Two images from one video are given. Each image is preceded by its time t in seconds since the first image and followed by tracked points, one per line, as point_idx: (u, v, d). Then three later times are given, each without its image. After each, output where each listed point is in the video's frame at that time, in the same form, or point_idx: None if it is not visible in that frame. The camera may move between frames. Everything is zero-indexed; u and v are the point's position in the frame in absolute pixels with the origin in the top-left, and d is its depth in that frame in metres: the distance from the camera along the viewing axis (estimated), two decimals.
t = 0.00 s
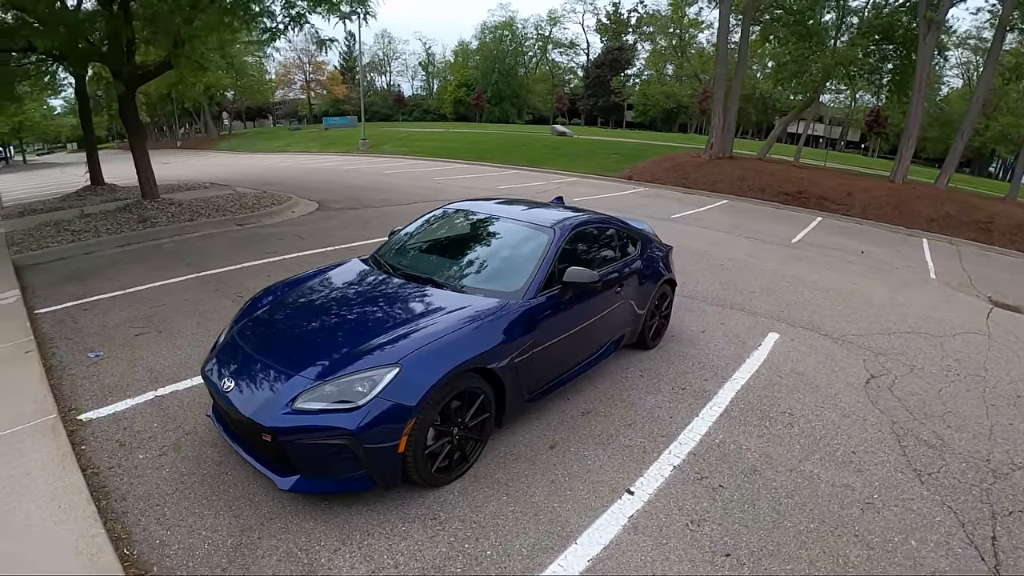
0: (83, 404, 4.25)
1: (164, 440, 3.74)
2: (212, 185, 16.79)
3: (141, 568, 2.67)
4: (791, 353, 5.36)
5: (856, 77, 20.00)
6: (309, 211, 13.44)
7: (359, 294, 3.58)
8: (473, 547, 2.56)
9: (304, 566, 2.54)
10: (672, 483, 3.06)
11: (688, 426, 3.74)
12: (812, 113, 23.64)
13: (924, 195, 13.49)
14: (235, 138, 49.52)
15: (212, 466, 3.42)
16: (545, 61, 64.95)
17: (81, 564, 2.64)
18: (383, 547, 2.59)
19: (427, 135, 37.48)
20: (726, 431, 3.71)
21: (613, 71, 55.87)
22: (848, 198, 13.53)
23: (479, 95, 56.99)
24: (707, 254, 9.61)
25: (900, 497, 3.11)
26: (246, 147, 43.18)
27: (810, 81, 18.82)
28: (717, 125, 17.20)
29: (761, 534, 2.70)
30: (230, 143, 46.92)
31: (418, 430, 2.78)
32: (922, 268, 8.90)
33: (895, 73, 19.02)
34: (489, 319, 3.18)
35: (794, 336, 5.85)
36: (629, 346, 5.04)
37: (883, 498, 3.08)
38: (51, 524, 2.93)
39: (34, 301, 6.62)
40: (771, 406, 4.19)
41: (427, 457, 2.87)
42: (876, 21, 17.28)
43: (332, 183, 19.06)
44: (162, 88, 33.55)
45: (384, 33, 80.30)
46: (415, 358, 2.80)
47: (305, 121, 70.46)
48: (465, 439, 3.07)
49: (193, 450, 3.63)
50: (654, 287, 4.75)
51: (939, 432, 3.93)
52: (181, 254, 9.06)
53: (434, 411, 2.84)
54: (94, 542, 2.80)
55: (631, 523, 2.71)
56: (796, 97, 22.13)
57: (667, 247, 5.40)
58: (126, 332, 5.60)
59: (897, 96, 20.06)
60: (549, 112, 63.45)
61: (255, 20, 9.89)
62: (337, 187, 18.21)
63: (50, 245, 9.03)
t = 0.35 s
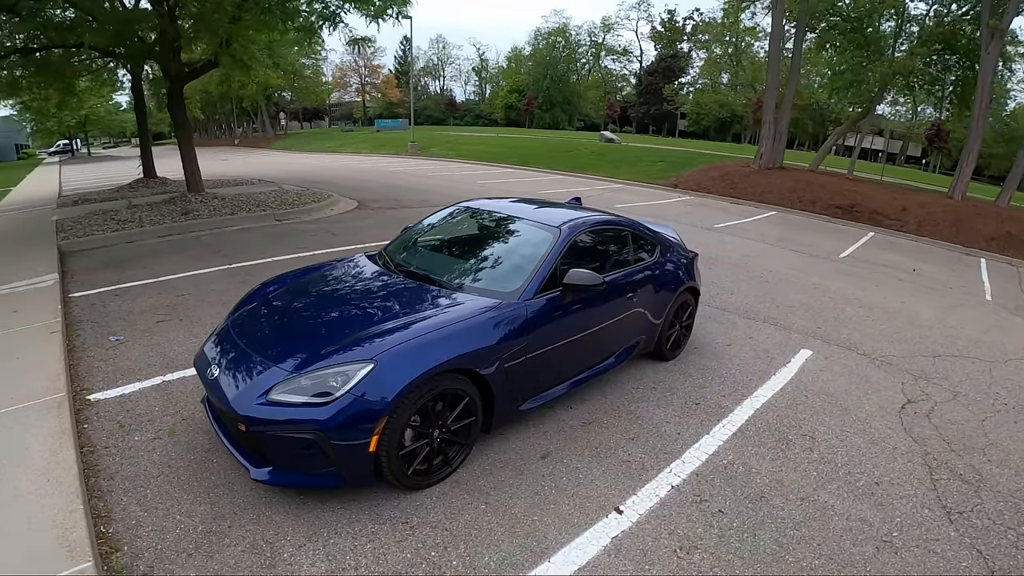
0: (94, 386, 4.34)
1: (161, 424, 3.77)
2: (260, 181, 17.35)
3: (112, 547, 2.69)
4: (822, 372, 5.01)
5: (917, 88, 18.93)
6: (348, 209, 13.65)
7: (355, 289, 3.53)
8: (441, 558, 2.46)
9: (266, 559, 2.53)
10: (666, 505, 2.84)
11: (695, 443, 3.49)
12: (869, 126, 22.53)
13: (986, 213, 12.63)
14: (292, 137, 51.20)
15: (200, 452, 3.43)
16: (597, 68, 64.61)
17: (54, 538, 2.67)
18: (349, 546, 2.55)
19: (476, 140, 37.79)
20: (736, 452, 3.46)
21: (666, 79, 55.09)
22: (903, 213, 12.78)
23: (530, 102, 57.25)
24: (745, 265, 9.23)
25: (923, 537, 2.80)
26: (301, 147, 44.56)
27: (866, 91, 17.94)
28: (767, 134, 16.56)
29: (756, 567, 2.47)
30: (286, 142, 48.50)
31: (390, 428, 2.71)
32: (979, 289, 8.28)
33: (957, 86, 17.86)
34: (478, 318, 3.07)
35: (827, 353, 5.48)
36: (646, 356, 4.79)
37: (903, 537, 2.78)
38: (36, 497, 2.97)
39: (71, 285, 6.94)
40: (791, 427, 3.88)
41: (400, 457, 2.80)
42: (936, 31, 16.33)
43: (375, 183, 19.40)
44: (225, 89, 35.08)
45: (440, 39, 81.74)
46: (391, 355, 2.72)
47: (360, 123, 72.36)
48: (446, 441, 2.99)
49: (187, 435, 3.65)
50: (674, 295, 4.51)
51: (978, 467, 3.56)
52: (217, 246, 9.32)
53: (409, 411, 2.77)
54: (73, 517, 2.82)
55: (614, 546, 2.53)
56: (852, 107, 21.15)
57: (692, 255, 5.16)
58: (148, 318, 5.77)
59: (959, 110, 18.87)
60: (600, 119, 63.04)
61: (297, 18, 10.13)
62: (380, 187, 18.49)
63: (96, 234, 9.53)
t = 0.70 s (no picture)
0: (106, 365, 4.74)
1: (158, 409, 4.08)
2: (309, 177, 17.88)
3: (86, 526, 2.92)
4: (859, 395, 4.63)
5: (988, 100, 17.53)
6: (388, 206, 13.82)
7: (351, 284, 3.48)
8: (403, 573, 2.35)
9: (227, 552, 2.64)
10: (659, 533, 2.60)
11: (703, 465, 3.21)
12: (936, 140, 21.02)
13: None
14: (348, 136, 52.47)
15: (188, 439, 3.69)
16: (654, 72, 63.30)
17: (33, 511, 2.91)
18: (309, 548, 2.58)
19: (527, 142, 37.71)
20: (749, 478, 3.15)
21: (725, 85, 53.55)
22: (966, 230, 11.90)
23: (584, 106, 56.77)
24: (787, 276, 8.77)
25: None
26: (356, 146, 45.61)
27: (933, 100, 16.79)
28: (824, 143, 15.72)
29: None
30: (344, 141, 49.82)
31: (360, 428, 2.66)
32: None
33: None
34: (464, 319, 2.95)
35: (866, 374, 5.10)
36: (665, 368, 4.52)
37: None
38: (29, 469, 3.27)
39: (111, 271, 7.37)
40: (816, 454, 3.55)
41: (372, 458, 2.75)
42: (1006, 38, 14.97)
43: (420, 182, 19.63)
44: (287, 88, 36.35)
45: (498, 43, 82.14)
46: (364, 352, 2.66)
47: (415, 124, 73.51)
48: (424, 446, 2.91)
49: (179, 420, 3.94)
50: (696, 305, 4.23)
51: None
52: (255, 239, 9.57)
53: (380, 411, 2.70)
54: (51, 493, 3.07)
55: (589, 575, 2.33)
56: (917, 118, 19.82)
57: (722, 262, 4.85)
58: (174, 306, 6.06)
59: None
60: (656, 125, 61.76)
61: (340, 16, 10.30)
62: (424, 185, 18.68)
63: (145, 224, 10.03)
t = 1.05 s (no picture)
0: (110, 352, 4.89)
1: (149, 395, 4.20)
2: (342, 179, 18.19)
3: (58, 500, 3.11)
4: (868, 416, 4.36)
5: None
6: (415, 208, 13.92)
7: (334, 281, 3.54)
8: None
9: (178, 534, 2.78)
10: (614, 550, 2.47)
11: (679, 480, 3.05)
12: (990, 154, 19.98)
13: None
14: (389, 140, 53.28)
15: (169, 424, 3.82)
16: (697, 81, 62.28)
17: (12, 481, 3.06)
18: (258, 536, 2.68)
19: (564, 149, 37.56)
20: (727, 497, 2.97)
21: (769, 95, 52.37)
22: (1014, 248, 11.22)
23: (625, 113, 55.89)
24: (814, 289, 8.40)
25: None
26: (395, 150, 46.28)
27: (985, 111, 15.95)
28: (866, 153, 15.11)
29: None
30: (384, 145, 50.66)
31: (311, 420, 2.71)
32: None
33: None
34: (424, 318, 2.94)
35: (881, 394, 4.80)
36: (660, 379, 4.35)
37: None
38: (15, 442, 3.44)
39: (135, 263, 7.64)
40: (807, 476, 3.32)
41: (325, 453, 2.79)
42: None
43: (451, 186, 19.75)
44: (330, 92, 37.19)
45: (540, 50, 82.36)
46: (316, 346, 2.71)
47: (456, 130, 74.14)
48: (382, 444, 2.93)
49: (166, 407, 4.04)
50: (691, 313, 4.05)
51: None
52: (277, 237, 9.76)
53: (333, 405, 2.74)
54: (30, 466, 3.22)
55: None
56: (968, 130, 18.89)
57: (728, 270, 4.66)
58: (185, 298, 6.22)
59: None
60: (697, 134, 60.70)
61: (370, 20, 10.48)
62: (455, 189, 18.78)
63: (177, 220, 10.38)
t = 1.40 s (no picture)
0: (123, 349, 5.06)
1: (150, 393, 4.32)
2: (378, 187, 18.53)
3: (48, 486, 3.25)
4: (881, 450, 4.09)
5: None
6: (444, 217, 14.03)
7: (323, 289, 3.62)
8: None
9: (148, 526, 2.87)
10: None
11: (655, 509, 2.92)
12: None
13: None
14: (433, 149, 54.19)
15: (163, 421, 3.92)
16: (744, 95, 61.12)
17: (6, 466, 3.20)
18: (222, 533, 2.76)
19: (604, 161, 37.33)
20: (704, 530, 2.81)
21: (819, 110, 51.05)
22: None
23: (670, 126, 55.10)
24: (845, 311, 8.02)
25: None
26: (438, 159, 46.98)
27: None
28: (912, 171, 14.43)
29: None
30: (428, 154, 51.49)
31: (275, 426, 2.79)
32: None
33: None
34: (392, 330, 2.97)
35: (899, 427, 4.50)
36: (658, 400, 4.19)
37: None
38: (17, 429, 3.59)
39: (165, 264, 7.94)
40: (799, 512, 3.12)
41: (289, 458, 2.86)
42: None
43: (485, 196, 19.85)
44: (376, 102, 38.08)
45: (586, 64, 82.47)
46: (279, 353, 2.79)
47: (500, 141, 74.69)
48: (349, 453, 2.97)
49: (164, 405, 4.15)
50: (688, 332, 3.89)
51: None
52: (304, 242, 9.98)
53: (297, 411, 2.81)
54: (26, 454, 3.36)
55: None
56: None
57: (735, 289, 4.49)
58: (204, 300, 6.40)
59: None
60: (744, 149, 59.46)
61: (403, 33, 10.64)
62: (488, 199, 18.88)
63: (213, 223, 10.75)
